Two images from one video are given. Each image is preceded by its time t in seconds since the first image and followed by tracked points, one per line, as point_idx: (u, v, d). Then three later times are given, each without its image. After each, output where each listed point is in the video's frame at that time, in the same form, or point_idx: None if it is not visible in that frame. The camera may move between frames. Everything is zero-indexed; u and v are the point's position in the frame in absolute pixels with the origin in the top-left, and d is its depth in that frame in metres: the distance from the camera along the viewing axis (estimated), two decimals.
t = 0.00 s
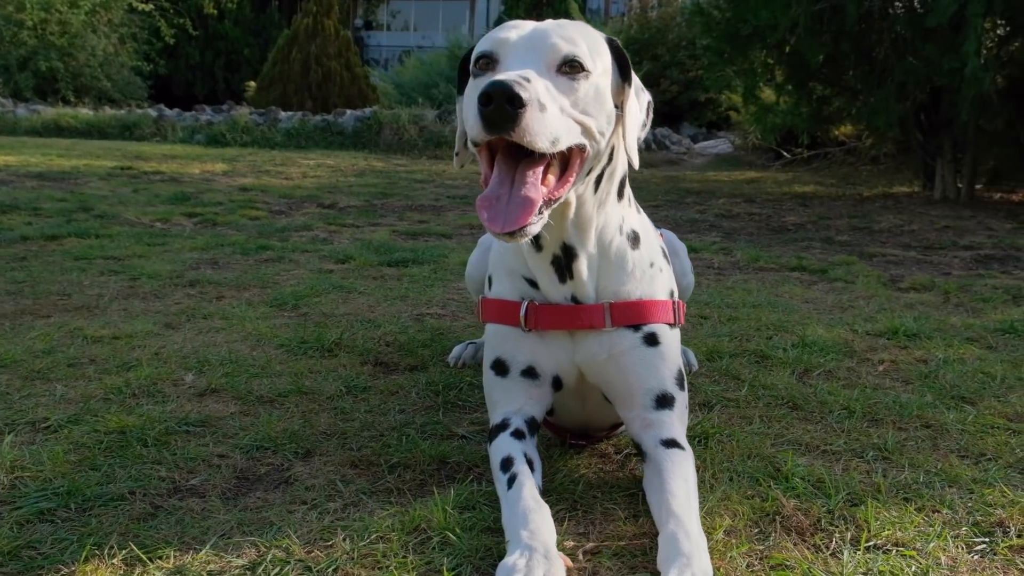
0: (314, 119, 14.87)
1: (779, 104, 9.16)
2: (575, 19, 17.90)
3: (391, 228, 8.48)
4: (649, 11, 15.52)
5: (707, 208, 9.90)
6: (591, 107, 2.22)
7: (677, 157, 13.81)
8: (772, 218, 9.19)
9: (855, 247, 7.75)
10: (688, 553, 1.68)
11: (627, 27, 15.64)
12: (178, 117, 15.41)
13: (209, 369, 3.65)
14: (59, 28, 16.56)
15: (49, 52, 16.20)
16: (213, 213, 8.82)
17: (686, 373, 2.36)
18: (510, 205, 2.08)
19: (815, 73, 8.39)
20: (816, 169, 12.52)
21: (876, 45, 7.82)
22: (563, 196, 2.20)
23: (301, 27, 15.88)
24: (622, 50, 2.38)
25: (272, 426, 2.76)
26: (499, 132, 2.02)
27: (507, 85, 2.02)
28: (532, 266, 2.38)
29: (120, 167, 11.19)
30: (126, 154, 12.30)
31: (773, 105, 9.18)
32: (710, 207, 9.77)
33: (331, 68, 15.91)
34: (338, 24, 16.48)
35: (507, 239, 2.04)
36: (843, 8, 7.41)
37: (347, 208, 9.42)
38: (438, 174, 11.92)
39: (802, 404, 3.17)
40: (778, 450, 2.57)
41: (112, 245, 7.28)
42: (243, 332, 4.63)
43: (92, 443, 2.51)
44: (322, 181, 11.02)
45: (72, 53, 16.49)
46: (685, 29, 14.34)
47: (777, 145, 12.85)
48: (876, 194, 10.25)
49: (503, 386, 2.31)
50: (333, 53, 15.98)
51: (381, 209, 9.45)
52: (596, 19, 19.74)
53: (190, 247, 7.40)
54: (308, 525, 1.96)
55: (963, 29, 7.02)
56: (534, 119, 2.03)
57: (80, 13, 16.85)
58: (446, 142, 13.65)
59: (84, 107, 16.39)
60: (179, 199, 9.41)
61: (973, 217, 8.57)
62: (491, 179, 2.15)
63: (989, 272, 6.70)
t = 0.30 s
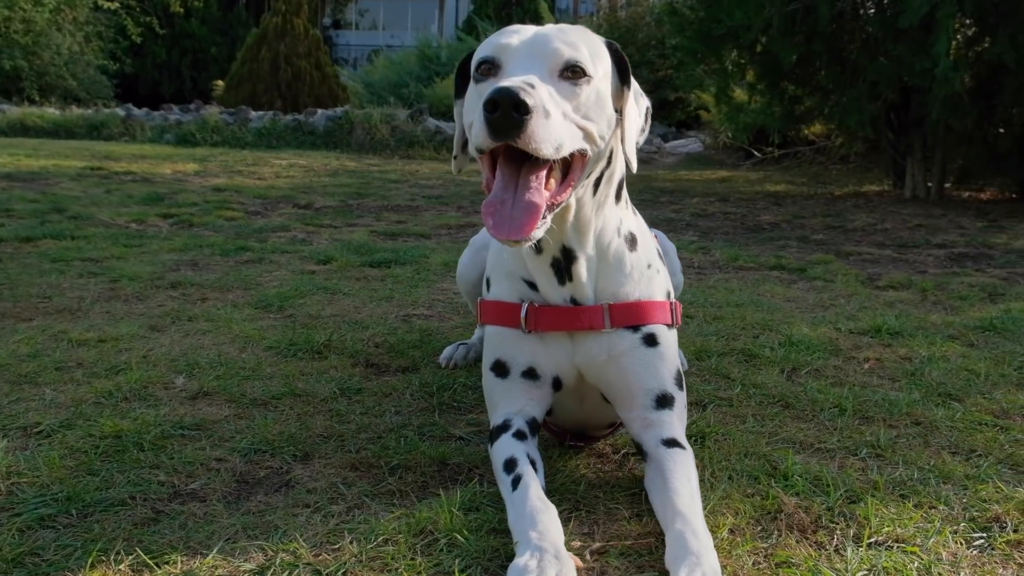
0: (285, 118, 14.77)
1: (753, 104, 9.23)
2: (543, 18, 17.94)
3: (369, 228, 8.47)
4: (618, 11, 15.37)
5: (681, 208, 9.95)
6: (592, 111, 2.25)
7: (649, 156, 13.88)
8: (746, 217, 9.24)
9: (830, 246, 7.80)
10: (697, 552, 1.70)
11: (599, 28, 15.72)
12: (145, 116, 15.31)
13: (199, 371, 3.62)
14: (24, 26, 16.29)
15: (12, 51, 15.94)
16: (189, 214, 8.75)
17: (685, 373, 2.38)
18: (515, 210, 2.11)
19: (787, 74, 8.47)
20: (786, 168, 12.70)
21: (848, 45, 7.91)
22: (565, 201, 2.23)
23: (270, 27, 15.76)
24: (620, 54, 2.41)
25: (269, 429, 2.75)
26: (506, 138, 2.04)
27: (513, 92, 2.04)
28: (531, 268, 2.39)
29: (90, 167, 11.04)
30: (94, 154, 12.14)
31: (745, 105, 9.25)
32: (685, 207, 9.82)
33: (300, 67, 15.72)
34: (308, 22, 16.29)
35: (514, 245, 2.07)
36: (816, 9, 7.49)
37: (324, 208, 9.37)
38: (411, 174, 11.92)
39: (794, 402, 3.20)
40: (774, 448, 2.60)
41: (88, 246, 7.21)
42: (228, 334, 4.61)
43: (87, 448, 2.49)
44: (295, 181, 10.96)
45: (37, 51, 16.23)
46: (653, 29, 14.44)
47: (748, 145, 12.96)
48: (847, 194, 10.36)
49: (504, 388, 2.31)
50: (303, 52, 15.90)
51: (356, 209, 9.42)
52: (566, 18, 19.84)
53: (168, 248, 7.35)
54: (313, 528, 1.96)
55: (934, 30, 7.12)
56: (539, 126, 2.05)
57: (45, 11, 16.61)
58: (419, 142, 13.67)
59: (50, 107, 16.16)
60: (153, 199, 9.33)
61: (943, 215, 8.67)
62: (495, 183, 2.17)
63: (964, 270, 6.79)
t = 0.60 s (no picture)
0: (257, 117, 14.65)
1: (727, 105, 9.30)
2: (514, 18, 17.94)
3: (348, 228, 8.45)
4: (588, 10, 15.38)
5: (658, 207, 9.99)
6: (595, 111, 2.28)
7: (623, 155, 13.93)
8: (722, 216, 9.29)
9: (808, 245, 7.87)
10: (706, 550, 1.71)
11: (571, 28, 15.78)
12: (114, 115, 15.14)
13: (190, 374, 3.59)
14: None
15: None
16: (164, 215, 8.68)
17: (684, 373, 2.39)
18: (521, 210, 2.15)
19: (761, 74, 8.55)
20: (758, 167, 12.81)
21: (822, 46, 7.99)
22: (567, 201, 2.26)
23: (240, 25, 15.46)
24: (620, 54, 2.43)
25: (266, 430, 2.74)
26: (512, 138, 2.07)
27: (519, 93, 2.07)
28: (530, 267, 2.40)
29: (60, 167, 10.90)
30: (63, 154, 11.97)
31: (718, 105, 9.31)
32: (662, 206, 9.87)
33: (270, 66, 15.53)
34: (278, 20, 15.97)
35: (520, 244, 2.12)
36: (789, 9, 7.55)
37: (300, 209, 9.33)
38: (385, 173, 11.89)
39: (786, 401, 3.22)
40: (770, 446, 2.62)
41: (67, 247, 7.14)
42: (216, 336, 4.57)
43: (83, 452, 2.47)
44: (269, 181, 10.90)
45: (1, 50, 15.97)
46: (624, 29, 14.51)
47: (720, 144, 13.06)
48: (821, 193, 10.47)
49: (504, 388, 2.31)
50: (273, 51, 15.62)
51: (333, 209, 9.39)
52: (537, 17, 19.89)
53: (146, 249, 7.28)
54: (319, 530, 1.96)
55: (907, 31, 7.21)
56: (546, 127, 2.08)
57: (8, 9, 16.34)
58: (391, 141, 13.69)
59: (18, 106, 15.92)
60: (126, 199, 9.23)
61: (915, 213, 8.78)
62: (499, 183, 2.21)
63: (940, 268, 6.87)
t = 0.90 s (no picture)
0: (229, 117, 14.52)
1: (703, 105, 9.35)
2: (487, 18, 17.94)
3: (328, 229, 8.42)
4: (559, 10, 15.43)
5: (637, 207, 10.03)
6: (597, 113, 2.30)
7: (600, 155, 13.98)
8: (701, 215, 9.34)
9: (787, 244, 7.93)
10: (716, 549, 1.73)
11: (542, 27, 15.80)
12: (85, 114, 15.03)
13: (183, 377, 3.57)
14: None
15: None
16: (140, 215, 8.60)
17: (685, 373, 2.40)
18: (525, 212, 2.17)
19: (737, 74, 8.61)
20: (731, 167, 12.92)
21: (798, 46, 8.07)
22: (570, 202, 2.28)
23: (210, 23, 15.28)
24: (622, 55, 2.45)
25: (265, 433, 2.72)
26: (515, 140, 2.08)
27: (522, 95, 2.07)
28: (532, 269, 2.41)
29: (31, 168, 10.73)
30: (34, 155, 11.80)
31: (694, 105, 9.37)
32: (643, 206, 9.91)
33: (240, 66, 15.37)
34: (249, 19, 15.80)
35: (524, 246, 2.13)
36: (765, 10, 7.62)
37: (277, 209, 9.28)
38: (361, 173, 11.85)
39: (780, 399, 3.25)
40: (767, 445, 2.65)
41: (45, 248, 7.05)
42: (204, 338, 4.54)
43: (79, 457, 2.44)
44: (244, 182, 10.82)
45: None
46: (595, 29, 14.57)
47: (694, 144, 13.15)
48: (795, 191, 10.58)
49: (507, 389, 2.32)
50: (244, 50, 15.43)
51: (310, 209, 9.34)
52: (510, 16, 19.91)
53: (126, 250, 7.21)
54: (325, 533, 1.95)
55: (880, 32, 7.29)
56: (549, 128, 2.09)
57: None
58: (365, 141, 13.66)
59: None
60: (100, 200, 9.12)
61: (890, 212, 8.88)
62: (502, 186, 2.22)
63: (918, 266, 6.96)
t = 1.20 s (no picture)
0: (201, 117, 14.40)
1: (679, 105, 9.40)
2: (459, 17, 17.93)
3: (308, 229, 8.37)
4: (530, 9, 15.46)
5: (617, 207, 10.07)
6: (597, 114, 2.30)
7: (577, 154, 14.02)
8: (678, 215, 9.38)
9: (767, 243, 7.99)
10: (726, 549, 1.74)
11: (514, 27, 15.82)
12: (53, 114, 14.77)
13: (176, 380, 3.53)
14: None
15: None
16: (117, 216, 8.51)
17: (686, 374, 2.41)
18: (522, 212, 2.17)
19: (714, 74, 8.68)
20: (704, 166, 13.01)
21: (772, 46, 8.12)
22: (570, 203, 2.28)
23: (179, 21, 15.14)
24: (624, 57, 2.46)
25: (263, 436, 2.70)
26: (511, 139, 2.08)
27: (519, 94, 2.08)
28: (534, 270, 2.42)
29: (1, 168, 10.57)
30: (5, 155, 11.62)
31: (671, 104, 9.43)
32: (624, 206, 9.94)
33: (210, 65, 15.24)
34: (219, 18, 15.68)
35: (519, 245, 2.13)
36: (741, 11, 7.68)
37: (254, 209, 9.22)
38: (336, 173, 11.80)
39: (774, 398, 3.28)
40: (765, 443, 2.67)
41: (20, 250, 6.95)
42: (192, 340, 4.50)
43: (76, 463, 2.41)
44: (218, 182, 10.74)
45: None
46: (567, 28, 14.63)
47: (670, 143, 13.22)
48: (771, 190, 10.66)
49: (510, 390, 2.32)
50: (214, 49, 15.28)
51: (287, 209, 9.30)
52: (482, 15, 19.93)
53: (105, 252, 7.15)
54: (333, 536, 1.95)
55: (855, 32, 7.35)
56: (546, 128, 2.09)
57: None
58: (339, 140, 13.60)
59: None
60: (75, 201, 9.01)
61: (864, 211, 8.97)
62: (500, 185, 2.22)
63: (896, 264, 7.03)
